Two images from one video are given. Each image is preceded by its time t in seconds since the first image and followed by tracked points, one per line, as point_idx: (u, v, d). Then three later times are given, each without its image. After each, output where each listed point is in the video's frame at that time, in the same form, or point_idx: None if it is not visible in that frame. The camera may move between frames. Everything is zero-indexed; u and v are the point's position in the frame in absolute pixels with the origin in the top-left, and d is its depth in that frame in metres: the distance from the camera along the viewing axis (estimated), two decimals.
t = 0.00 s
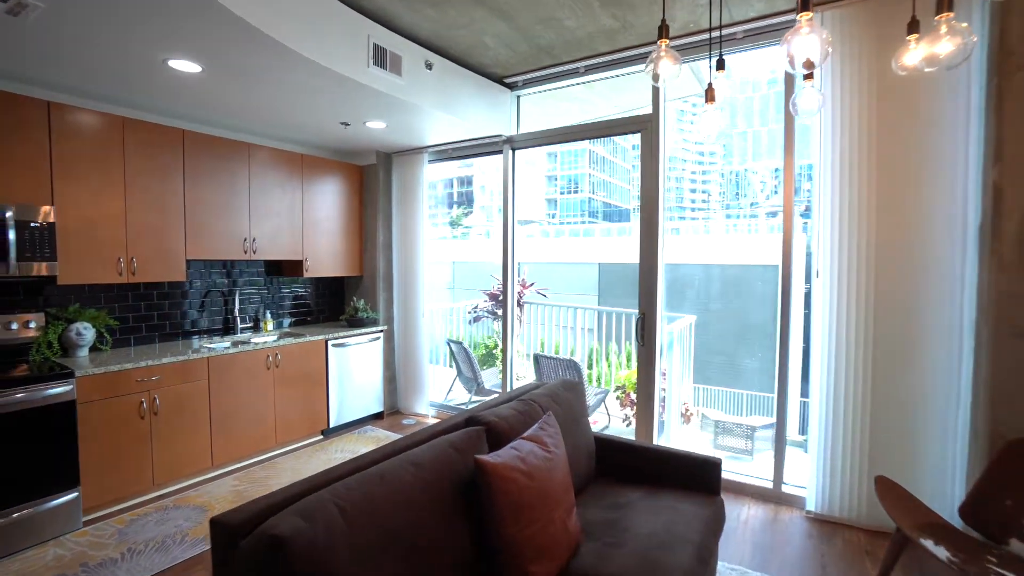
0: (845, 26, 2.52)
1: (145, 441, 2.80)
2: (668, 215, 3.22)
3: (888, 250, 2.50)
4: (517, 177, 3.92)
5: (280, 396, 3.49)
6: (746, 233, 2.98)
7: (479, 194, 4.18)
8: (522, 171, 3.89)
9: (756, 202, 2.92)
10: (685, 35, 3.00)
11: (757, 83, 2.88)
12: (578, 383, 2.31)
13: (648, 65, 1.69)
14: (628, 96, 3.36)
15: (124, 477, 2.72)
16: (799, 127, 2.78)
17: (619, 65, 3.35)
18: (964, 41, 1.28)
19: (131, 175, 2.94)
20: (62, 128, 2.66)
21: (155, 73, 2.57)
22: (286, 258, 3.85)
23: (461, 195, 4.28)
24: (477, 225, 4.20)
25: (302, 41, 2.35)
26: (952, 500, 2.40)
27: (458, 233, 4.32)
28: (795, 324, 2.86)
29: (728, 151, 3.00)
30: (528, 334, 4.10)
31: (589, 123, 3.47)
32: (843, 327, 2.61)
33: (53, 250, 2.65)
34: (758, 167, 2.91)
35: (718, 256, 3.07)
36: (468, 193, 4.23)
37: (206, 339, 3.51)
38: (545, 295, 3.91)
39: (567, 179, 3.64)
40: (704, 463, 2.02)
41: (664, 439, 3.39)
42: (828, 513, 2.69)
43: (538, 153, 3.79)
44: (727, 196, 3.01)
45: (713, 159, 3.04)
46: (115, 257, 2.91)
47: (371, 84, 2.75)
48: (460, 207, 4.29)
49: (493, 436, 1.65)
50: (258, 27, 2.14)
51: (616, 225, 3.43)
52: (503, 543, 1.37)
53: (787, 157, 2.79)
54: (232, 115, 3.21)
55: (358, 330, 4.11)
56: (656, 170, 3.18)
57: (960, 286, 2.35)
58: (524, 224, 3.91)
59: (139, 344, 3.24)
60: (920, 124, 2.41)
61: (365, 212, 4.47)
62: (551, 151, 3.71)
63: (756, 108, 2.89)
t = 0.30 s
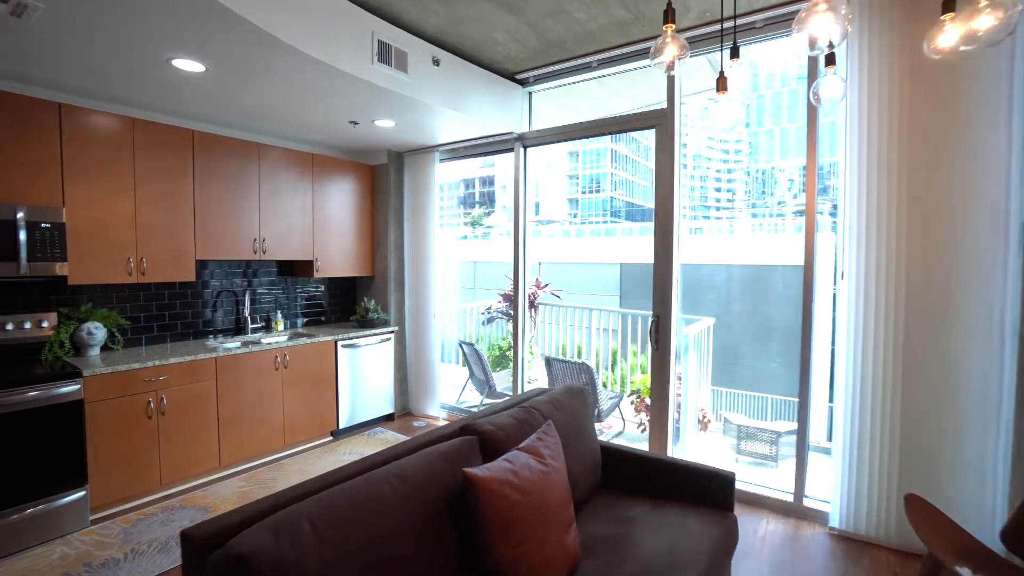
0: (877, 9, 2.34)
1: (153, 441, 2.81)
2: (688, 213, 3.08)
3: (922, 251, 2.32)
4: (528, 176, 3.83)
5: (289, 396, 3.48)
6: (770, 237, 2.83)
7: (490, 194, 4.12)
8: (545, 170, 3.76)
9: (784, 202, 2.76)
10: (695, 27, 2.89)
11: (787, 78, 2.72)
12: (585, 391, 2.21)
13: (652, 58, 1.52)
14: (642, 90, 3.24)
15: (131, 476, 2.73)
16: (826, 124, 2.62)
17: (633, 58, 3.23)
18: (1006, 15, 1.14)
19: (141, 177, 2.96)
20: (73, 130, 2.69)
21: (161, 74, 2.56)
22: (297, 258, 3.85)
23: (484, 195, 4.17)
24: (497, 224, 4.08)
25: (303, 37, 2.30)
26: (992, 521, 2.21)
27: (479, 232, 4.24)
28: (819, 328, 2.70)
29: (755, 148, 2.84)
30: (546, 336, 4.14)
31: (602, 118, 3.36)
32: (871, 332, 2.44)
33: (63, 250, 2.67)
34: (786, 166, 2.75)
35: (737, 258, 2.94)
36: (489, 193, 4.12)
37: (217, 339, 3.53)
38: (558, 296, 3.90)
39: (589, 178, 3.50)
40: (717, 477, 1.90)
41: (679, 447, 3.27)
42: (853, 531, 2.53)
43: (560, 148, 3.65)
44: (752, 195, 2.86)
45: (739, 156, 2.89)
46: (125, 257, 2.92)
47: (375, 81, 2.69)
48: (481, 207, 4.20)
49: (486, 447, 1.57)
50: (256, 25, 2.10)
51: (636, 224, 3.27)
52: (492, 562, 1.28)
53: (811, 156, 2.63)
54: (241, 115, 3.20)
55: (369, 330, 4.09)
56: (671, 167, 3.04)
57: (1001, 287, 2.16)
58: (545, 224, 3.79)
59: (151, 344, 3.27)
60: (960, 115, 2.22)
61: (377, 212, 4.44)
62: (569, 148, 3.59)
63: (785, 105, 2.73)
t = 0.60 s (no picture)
0: None
1: (167, 439, 2.83)
2: (719, 211, 2.89)
3: (969, 252, 2.11)
4: (542, 174, 3.74)
5: (302, 397, 3.48)
6: (805, 239, 2.62)
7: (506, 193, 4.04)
8: (573, 168, 3.57)
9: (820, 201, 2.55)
10: (709, 16, 2.73)
11: (824, 71, 2.50)
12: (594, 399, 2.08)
13: (659, 47, 1.41)
14: (661, 83, 3.09)
15: (145, 473, 2.76)
16: (865, 117, 2.41)
17: (650, 50, 3.09)
18: None
19: (158, 177, 3.00)
20: (91, 133, 2.73)
21: (172, 76, 2.58)
22: (313, 258, 3.85)
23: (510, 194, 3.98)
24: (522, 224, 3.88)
25: (308, 35, 2.27)
26: None
27: (503, 232, 4.06)
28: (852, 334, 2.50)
29: (791, 143, 2.63)
30: (568, 338, 3.95)
31: (619, 113, 3.23)
32: (910, 339, 2.24)
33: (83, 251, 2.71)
34: (824, 162, 2.53)
35: (761, 258, 2.76)
36: (515, 193, 3.93)
37: (234, 339, 3.55)
38: (579, 298, 3.74)
39: (617, 177, 3.30)
40: (733, 497, 1.75)
41: (699, 458, 3.10)
42: (889, 556, 2.32)
43: (580, 143, 3.50)
44: (788, 192, 2.65)
45: (774, 152, 2.68)
46: (141, 258, 2.96)
47: (382, 78, 2.64)
48: (505, 206, 4.02)
49: (479, 460, 1.48)
50: (258, 24, 2.07)
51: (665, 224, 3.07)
52: None
53: (845, 152, 2.44)
54: (255, 116, 3.21)
55: (384, 331, 4.07)
56: (691, 163, 2.89)
57: None
58: (572, 223, 3.61)
59: (169, 343, 3.31)
60: (1015, 102, 2.01)
61: (392, 212, 4.42)
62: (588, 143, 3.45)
63: (824, 98, 2.51)
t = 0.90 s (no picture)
0: None
1: (184, 437, 2.84)
2: (754, 210, 2.69)
3: None
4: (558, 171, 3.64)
5: (317, 398, 3.48)
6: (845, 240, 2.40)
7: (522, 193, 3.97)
8: (603, 167, 3.37)
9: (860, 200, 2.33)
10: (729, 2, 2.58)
11: (868, 61, 2.28)
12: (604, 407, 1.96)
13: (664, 28, 1.30)
14: (682, 74, 2.96)
15: (161, 470, 2.76)
16: (903, 112, 2.21)
17: (669, 40, 2.95)
18: None
19: (177, 178, 3.01)
20: (115, 134, 2.76)
21: (188, 80, 2.59)
22: (330, 258, 3.85)
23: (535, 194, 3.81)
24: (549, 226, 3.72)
25: (312, 33, 2.23)
26: None
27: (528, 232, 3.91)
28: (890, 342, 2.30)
29: (831, 141, 2.40)
30: (588, 341, 3.79)
31: (638, 107, 3.10)
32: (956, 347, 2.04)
33: (106, 253, 2.74)
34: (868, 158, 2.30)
35: (788, 259, 2.59)
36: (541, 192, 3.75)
37: (253, 339, 3.55)
38: (600, 299, 3.59)
39: (647, 177, 3.12)
40: (751, 518, 1.62)
41: (723, 469, 2.95)
42: None
43: (604, 138, 3.35)
44: (827, 189, 2.43)
45: (812, 148, 2.46)
46: (161, 258, 2.97)
47: (392, 76, 2.60)
48: (530, 206, 3.85)
49: (470, 472, 1.40)
50: (263, 23, 2.04)
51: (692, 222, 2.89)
52: None
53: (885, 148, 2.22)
54: (270, 116, 3.22)
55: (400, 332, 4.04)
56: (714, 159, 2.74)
57: None
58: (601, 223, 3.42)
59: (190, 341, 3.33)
60: None
61: (410, 212, 4.40)
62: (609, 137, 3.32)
63: (870, 91, 2.28)
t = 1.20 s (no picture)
0: None
1: (200, 436, 2.87)
2: (791, 209, 2.49)
3: None
4: (576, 168, 3.55)
5: (331, 398, 3.48)
6: (887, 239, 2.20)
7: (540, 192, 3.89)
8: (635, 166, 3.19)
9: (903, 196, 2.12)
10: None
11: (914, 52, 2.07)
12: (615, 416, 1.85)
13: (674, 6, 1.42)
14: (705, 64, 2.81)
15: (177, 468, 2.80)
16: (948, 104, 2.00)
17: (689, 28, 2.81)
18: None
19: (196, 180, 3.05)
20: (134, 137, 2.80)
21: (201, 82, 2.61)
22: (346, 258, 3.85)
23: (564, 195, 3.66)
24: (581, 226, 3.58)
25: (319, 30, 2.20)
26: None
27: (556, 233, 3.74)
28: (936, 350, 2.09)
29: (874, 135, 2.20)
30: (609, 343, 3.67)
31: (658, 99, 2.96)
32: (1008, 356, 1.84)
33: (126, 253, 2.80)
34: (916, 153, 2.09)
35: (819, 258, 2.42)
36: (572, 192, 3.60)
37: (270, 339, 3.58)
38: (622, 301, 3.46)
39: (678, 176, 2.95)
40: (770, 539, 1.49)
41: (748, 480, 2.79)
42: None
43: (629, 133, 3.21)
44: (869, 186, 2.23)
45: (853, 144, 2.27)
46: (178, 260, 3.01)
47: (401, 73, 2.55)
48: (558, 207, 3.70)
49: (460, 483, 1.32)
50: (268, 21, 2.02)
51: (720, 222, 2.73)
52: None
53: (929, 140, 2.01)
54: (285, 117, 3.23)
55: (416, 333, 4.01)
56: (739, 153, 2.59)
57: None
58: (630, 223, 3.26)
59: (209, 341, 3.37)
60: None
61: (427, 212, 4.37)
62: (629, 131, 3.19)
63: (916, 82, 2.07)
